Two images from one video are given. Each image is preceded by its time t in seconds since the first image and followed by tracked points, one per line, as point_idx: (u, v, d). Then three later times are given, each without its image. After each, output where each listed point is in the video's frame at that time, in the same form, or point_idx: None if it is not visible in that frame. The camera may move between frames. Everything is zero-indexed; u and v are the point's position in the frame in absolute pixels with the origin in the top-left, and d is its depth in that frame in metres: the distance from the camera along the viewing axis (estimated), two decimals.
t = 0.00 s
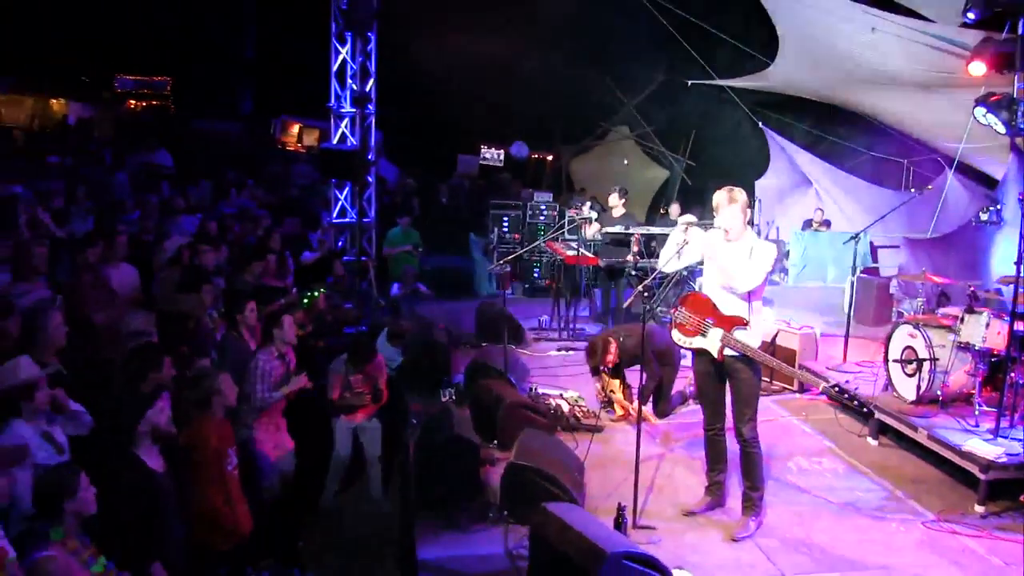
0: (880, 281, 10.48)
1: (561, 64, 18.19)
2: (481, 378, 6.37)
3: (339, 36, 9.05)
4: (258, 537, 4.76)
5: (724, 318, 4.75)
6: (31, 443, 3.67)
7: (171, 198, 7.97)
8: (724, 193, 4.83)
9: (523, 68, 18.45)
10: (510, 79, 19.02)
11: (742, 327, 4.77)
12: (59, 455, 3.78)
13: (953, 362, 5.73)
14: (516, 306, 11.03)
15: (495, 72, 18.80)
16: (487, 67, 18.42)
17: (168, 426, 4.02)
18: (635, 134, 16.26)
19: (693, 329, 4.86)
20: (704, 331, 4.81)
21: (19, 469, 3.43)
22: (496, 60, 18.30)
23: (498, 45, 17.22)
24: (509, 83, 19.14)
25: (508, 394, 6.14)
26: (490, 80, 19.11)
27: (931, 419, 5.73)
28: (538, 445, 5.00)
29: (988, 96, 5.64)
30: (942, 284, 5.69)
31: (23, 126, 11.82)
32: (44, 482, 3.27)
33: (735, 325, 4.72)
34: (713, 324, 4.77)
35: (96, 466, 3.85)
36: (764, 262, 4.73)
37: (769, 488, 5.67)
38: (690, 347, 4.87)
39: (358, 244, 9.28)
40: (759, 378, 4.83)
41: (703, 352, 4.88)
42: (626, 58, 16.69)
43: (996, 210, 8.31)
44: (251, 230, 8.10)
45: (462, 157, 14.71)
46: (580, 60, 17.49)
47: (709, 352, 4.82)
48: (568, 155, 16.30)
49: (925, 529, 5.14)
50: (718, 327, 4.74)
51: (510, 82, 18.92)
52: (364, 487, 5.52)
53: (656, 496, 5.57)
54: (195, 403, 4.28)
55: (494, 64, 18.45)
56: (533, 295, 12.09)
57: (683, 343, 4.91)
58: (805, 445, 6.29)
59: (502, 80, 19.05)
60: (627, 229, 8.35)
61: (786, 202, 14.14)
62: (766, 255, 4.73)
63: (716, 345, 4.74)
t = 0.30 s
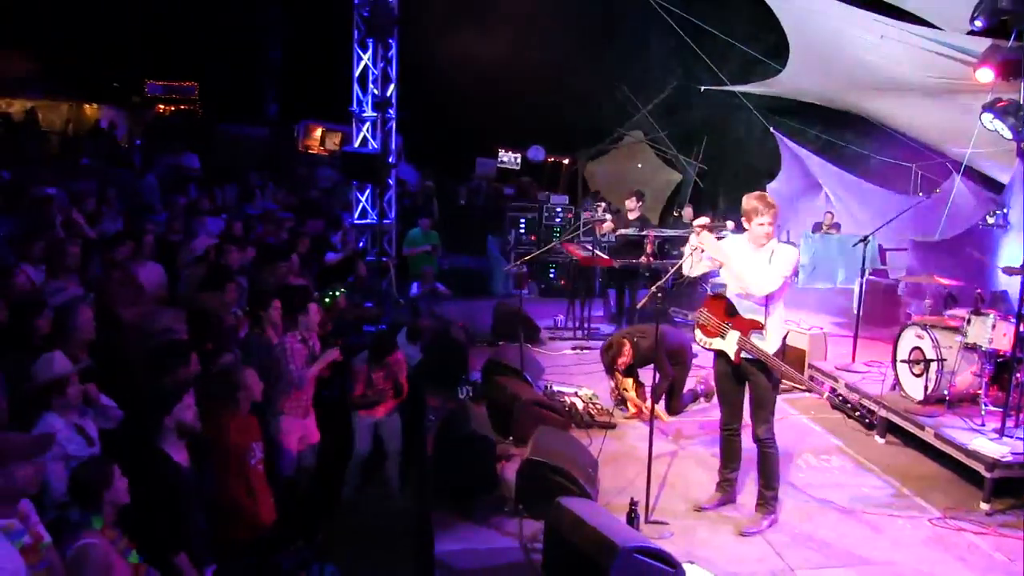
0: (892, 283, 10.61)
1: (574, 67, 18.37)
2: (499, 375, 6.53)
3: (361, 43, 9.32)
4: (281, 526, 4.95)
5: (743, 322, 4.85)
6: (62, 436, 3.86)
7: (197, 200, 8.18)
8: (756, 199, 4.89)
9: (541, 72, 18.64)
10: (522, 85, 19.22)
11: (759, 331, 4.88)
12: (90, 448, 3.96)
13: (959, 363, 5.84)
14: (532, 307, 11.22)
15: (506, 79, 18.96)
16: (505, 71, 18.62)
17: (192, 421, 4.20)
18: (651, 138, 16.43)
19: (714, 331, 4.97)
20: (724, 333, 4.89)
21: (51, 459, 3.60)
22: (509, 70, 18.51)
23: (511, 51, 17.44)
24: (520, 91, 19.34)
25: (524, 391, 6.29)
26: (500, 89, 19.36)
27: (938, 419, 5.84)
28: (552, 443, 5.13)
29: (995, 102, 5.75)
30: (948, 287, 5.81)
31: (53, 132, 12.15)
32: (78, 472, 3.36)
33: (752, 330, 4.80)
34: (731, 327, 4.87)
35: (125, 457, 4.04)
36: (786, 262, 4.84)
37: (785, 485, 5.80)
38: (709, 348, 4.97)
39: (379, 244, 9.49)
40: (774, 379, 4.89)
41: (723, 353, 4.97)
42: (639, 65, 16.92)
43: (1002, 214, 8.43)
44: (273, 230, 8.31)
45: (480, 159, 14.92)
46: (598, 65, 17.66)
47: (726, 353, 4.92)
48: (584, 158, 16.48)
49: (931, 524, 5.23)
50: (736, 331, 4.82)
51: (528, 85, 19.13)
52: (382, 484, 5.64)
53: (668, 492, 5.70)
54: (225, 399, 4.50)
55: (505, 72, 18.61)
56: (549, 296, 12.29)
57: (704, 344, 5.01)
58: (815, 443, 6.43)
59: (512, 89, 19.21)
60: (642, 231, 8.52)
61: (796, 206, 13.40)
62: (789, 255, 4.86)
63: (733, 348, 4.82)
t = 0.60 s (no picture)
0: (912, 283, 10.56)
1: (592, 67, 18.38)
2: (515, 376, 6.54)
3: (378, 43, 9.35)
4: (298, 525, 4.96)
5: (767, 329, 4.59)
6: (79, 433, 3.87)
7: (214, 199, 8.22)
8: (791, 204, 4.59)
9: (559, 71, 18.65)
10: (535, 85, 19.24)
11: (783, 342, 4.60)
12: (107, 445, 3.97)
13: (979, 366, 5.79)
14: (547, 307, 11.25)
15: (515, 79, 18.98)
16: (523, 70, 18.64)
17: (210, 418, 4.19)
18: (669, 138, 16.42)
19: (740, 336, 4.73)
20: (750, 340, 4.65)
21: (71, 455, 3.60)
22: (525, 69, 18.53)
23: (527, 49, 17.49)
24: (532, 91, 19.34)
25: (540, 392, 6.28)
26: (506, 89, 19.34)
27: (957, 422, 5.79)
28: (566, 444, 5.11)
29: (1016, 103, 5.70)
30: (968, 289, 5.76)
31: (75, 131, 12.27)
32: (98, 470, 3.37)
33: (779, 337, 4.53)
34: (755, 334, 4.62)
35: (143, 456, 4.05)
36: (817, 265, 4.60)
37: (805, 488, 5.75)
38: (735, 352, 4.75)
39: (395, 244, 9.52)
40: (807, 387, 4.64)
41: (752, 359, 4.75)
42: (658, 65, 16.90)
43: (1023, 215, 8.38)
44: (290, 230, 8.35)
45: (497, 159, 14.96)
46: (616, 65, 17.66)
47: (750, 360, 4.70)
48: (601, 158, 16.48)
49: (951, 529, 5.17)
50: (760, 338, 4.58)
51: (545, 85, 19.14)
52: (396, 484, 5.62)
53: (684, 493, 5.67)
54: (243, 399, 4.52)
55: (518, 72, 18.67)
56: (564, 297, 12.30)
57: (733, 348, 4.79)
58: (833, 447, 6.40)
59: (517, 89, 19.21)
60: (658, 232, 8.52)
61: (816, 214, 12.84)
62: (820, 258, 4.62)
63: (756, 355, 4.60)
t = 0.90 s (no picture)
0: (931, 286, 10.54)
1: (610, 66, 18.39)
2: (532, 376, 6.54)
3: (395, 43, 9.39)
4: (311, 524, 4.95)
5: (790, 337, 4.51)
6: (94, 431, 3.91)
7: (232, 198, 8.27)
8: (823, 209, 4.45)
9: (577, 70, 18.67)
10: (548, 85, 19.33)
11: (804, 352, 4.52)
12: (122, 444, 4.01)
13: (998, 369, 5.72)
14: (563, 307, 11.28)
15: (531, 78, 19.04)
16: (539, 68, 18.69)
17: (225, 419, 4.24)
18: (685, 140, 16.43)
19: (766, 341, 4.63)
20: (772, 346, 4.59)
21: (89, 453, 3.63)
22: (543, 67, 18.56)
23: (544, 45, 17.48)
24: (545, 92, 19.41)
25: (554, 392, 6.27)
26: (522, 88, 19.39)
27: (975, 425, 5.74)
28: (580, 445, 5.08)
29: None
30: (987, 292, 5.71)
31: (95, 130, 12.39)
32: (115, 467, 3.39)
33: (800, 347, 4.49)
34: (779, 342, 4.54)
35: (159, 454, 4.06)
36: (846, 272, 4.48)
37: (822, 491, 5.71)
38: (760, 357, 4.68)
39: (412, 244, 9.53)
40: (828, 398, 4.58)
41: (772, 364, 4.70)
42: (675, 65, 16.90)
43: None
44: (307, 229, 8.38)
45: (514, 160, 14.96)
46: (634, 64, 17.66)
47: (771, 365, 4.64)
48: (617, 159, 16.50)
49: (969, 534, 5.12)
50: (783, 347, 4.52)
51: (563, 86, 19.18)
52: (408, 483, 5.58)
53: (699, 495, 5.64)
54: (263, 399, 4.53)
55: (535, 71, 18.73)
56: (580, 297, 12.33)
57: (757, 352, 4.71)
58: (850, 450, 6.39)
59: (533, 89, 19.29)
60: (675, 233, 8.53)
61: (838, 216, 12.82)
62: (848, 265, 4.50)
63: (778, 362, 4.56)
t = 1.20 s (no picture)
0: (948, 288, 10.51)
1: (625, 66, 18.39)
2: (547, 376, 6.54)
3: (411, 43, 9.41)
4: (328, 524, 4.98)
5: (814, 341, 4.50)
6: (108, 428, 3.92)
7: (249, 197, 8.31)
8: (847, 209, 4.42)
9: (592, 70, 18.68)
10: (563, 85, 19.34)
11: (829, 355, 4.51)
12: (136, 441, 4.02)
13: (1018, 372, 5.63)
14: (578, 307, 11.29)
15: (546, 79, 19.07)
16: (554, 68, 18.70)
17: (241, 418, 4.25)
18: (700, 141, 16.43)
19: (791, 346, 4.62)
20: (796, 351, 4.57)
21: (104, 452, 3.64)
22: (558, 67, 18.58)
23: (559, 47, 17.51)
24: (560, 92, 19.42)
25: (568, 392, 6.26)
26: (537, 89, 19.42)
27: (995, 428, 5.68)
28: (594, 447, 5.06)
29: None
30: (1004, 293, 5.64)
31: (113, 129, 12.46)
32: (133, 466, 3.41)
33: (825, 349, 4.47)
34: (803, 346, 4.52)
35: (175, 452, 4.08)
36: (869, 275, 4.48)
37: (837, 492, 5.69)
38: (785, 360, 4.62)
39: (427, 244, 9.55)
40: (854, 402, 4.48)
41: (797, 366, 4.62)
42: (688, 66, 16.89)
43: None
44: (323, 228, 8.41)
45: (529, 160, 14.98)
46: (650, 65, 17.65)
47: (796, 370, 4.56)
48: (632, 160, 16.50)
49: (987, 538, 5.09)
50: (807, 351, 4.50)
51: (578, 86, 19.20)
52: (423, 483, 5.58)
53: (713, 497, 5.62)
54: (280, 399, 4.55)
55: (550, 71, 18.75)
56: (594, 297, 12.35)
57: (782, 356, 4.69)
58: (866, 453, 6.37)
59: (548, 89, 19.32)
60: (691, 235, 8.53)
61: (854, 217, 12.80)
62: (871, 268, 4.49)
63: (802, 365, 4.49)
